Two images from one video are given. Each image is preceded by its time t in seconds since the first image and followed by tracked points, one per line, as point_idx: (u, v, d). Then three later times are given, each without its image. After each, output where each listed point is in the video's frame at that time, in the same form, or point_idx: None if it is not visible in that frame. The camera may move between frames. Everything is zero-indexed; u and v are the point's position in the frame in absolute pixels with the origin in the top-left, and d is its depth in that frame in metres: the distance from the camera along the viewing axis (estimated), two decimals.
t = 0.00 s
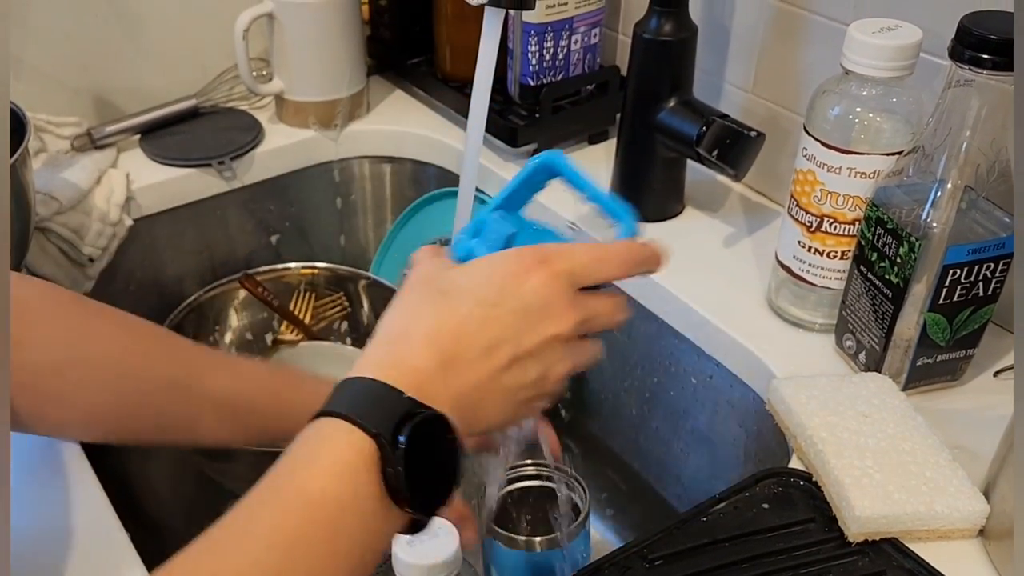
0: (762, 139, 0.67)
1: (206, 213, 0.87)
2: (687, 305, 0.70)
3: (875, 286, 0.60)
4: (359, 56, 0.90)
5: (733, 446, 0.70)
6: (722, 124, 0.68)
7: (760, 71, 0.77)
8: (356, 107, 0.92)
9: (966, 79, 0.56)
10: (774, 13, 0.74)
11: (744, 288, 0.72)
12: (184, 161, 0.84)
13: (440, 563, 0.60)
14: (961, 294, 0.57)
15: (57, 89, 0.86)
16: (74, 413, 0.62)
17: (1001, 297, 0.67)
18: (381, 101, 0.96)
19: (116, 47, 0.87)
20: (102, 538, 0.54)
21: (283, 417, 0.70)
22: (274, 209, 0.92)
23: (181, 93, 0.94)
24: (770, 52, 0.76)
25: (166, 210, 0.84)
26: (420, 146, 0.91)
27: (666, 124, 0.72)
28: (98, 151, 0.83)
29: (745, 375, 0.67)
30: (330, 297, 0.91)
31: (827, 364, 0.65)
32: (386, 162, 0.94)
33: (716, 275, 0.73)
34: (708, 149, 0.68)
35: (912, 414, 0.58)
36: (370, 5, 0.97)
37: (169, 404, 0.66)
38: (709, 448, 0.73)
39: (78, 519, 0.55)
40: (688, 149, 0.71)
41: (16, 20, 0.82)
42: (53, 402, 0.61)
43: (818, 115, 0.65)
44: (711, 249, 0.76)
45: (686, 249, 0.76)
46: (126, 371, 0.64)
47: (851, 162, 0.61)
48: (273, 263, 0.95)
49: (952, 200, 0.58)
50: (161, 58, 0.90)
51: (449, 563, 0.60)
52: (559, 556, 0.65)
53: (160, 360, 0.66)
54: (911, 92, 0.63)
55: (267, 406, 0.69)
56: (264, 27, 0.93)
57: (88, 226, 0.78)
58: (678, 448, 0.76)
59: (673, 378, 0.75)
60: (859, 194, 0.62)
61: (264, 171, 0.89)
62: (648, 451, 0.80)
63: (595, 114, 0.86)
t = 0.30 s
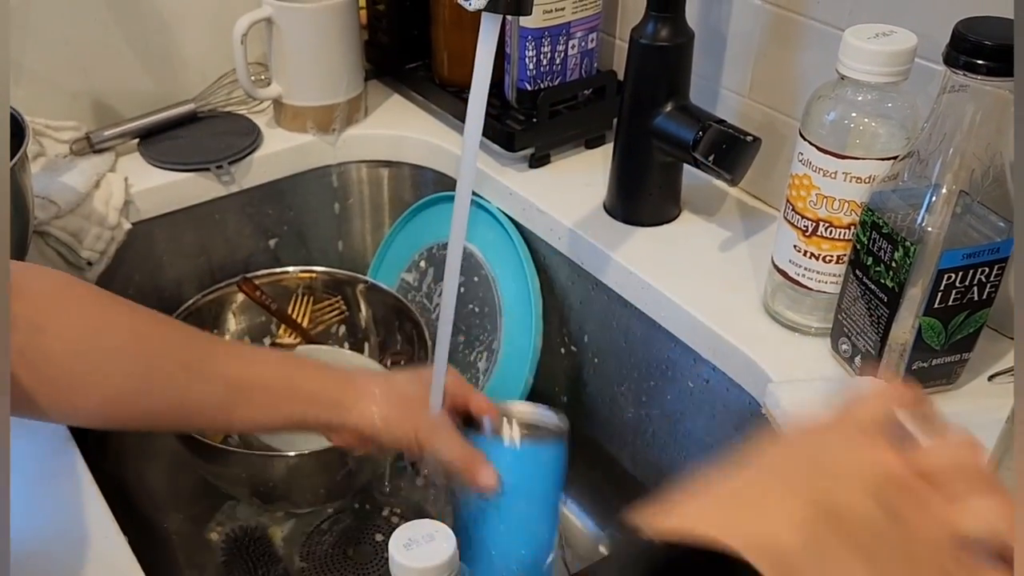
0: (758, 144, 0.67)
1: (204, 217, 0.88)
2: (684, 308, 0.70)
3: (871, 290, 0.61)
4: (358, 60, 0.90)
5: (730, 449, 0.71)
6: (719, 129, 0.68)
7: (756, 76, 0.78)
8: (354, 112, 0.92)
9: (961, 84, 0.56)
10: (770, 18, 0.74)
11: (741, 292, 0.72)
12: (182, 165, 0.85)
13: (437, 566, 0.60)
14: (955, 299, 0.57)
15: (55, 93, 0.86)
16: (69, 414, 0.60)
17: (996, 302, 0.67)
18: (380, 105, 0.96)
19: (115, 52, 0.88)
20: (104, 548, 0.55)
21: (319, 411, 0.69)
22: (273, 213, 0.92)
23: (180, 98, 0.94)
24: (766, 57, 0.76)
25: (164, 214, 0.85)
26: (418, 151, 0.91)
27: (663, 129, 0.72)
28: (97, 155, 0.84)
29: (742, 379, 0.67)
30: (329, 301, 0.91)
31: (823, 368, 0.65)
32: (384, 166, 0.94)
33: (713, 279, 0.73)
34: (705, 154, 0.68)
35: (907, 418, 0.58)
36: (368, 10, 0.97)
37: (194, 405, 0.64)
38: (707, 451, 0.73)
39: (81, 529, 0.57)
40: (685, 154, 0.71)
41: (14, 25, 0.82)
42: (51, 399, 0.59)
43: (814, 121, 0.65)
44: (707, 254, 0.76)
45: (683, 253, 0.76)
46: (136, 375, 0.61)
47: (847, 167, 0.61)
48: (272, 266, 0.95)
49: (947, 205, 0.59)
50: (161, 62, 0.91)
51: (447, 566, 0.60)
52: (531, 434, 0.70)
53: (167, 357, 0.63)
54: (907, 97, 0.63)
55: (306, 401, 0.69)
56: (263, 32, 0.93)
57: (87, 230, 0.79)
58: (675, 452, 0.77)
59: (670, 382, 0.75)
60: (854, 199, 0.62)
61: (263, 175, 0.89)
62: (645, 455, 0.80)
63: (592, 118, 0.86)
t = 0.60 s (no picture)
0: (751, 149, 0.68)
1: (201, 221, 0.88)
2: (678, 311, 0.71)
3: (862, 294, 0.61)
4: (354, 66, 0.91)
5: (722, 451, 0.71)
6: (712, 134, 0.69)
7: (750, 82, 0.78)
8: (350, 117, 0.92)
9: (950, 90, 0.57)
10: (763, 24, 0.75)
11: (735, 296, 0.72)
12: (180, 169, 0.85)
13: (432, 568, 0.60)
14: (946, 302, 0.58)
15: (54, 98, 0.87)
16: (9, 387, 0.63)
17: (987, 306, 0.68)
18: (376, 110, 0.97)
19: (113, 57, 0.88)
20: (95, 547, 0.54)
21: (187, 299, 0.70)
22: (269, 217, 0.93)
23: (177, 103, 0.94)
24: (760, 62, 0.76)
25: (161, 218, 0.85)
26: (413, 155, 0.92)
27: (656, 134, 0.72)
28: (95, 159, 0.84)
29: (734, 382, 0.67)
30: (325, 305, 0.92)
31: (815, 371, 0.65)
32: (381, 170, 0.95)
33: (707, 283, 0.74)
34: (698, 159, 0.69)
35: (898, 420, 0.59)
36: (364, 16, 0.98)
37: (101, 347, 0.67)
38: (700, 453, 0.74)
39: (76, 524, 0.56)
40: (678, 158, 0.71)
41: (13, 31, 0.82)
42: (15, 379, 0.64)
43: (805, 126, 0.65)
44: (700, 258, 0.76)
45: (677, 257, 0.76)
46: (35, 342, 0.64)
47: (838, 172, 0.62)
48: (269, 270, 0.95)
49: (938, 209, 0.59)
50: (159, 67, 0.91)
51: (442, 567, 0.61)
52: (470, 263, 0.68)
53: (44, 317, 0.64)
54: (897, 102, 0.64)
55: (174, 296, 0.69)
56: (260, 37, 0.93)
57: (84, 234, 0.79)
58: (669, 455, 0.77)
59: (663, 385, 0.76)
60: (845, 203, 0.63)
61: (260, 179, 0.89)
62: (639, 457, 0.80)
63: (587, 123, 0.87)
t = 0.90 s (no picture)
0: (747, 157, 0.68)
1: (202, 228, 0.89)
2: (675, 318, 0.71)
3: (857, 301, 0.62)
4: (355, 74, 0.92)
5: (719, 455, 0.72)
6: (708, 143, 0.70)
7: (746, 91, 0.79)
8: (350, 125, 0.93)
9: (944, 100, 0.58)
10: (759, 34, 0.76)
11: (731, 302, 0.73)
12: (180, 176, 0.86)
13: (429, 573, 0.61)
14: (939, 309, 0.58)
15: (56, 105, 0.87)
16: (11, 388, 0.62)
17: (981, 313, 0.69)
18: (376, 118, 0.97)
19: (115, 65, 0.89)
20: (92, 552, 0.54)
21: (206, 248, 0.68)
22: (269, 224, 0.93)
23: (179, 110, 0.95)
24: (756, 71, 0.77)
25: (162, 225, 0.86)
26: (413, 163, 0.93)
27: (653, 142, 0.73)
28: (96, 166, 0.85)
29: (730, 387, 0.68)
30: (324, 311, 0.92)
31: (810, 377, 0.66)
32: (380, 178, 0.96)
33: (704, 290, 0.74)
34: (695, 168, 0.70)
35: (891, 426, 0.59)
36: (364, 24, 0.98)
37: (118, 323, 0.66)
38: (697, 458, 0.74)
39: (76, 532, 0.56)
40: (676, 166, 0.72)
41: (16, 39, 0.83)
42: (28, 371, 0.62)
43: (800, 135, 0.66)
44: (697, 265, 0.77)
45: (674, 265, 0.77)
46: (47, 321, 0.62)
47: (833, 180, 0.62)
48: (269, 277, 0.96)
49: (931, 218, 0.60)
50: (161, 75, 0.92)
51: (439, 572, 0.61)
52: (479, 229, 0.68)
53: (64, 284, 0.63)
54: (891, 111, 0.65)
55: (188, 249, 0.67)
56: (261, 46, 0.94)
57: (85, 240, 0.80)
58: (666, 460, 0.78)
59: (660, 391, 0.76)
60: (840, 212, 0.63)
61: (260, 187, 0.90)
62: (635, 462, 0.81)
63: (584, 131, 0.88)
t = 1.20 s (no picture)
0: (747, 166, 0.69)
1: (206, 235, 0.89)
2: (675, 325, 0.72)
3: (856, 308, 0.62)
4: (358, 83, 0.92)
5: (719, 462, 0.72)
6: (709, 152, 0.70)
7: (746, 100, 0.80)
8: (354, 133, 0.94)
9: (942, 109, 0.58)
10: (760, 44, 0.77)
11: (732, 310, 0.74)
12: (185, 183, 0.86)
13: None
14: (938, 317, 0.59)
15: (62, 113, 0.88)
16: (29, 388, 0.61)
17: (979, 321, 0.69)
18: (379, 126, 0.98)
19: (122, 73, 0.90)
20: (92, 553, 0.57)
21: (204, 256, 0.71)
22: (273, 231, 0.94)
23: (183, 118, 0.96)
24: (756, 81, 0.78)
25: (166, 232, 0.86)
26: (415, 171, 0.93)
27: (654, 151, 0.74)
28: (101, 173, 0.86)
29: (730, 393, 0.69)
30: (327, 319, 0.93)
31: (810, 383, 0.67)
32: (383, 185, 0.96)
33: (704, 298, 0.75)
34: (695, 176, 0.70)
35: (890, 432, 0.60)
36: (368, 33, 0.99)
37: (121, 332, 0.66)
38: (697, 463, 0.75)
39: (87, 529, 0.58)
40: (676, 175, 0.73)
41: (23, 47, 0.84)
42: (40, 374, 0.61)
43: (800, 144, 0.67)
44: (698, 273, 0.78)
45: (674, 272, 0.78)
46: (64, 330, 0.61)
47: (833, 189, 0.63)
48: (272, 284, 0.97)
49: (930, 226, 0.60)
50: (166, 84, 0.93)
51: None
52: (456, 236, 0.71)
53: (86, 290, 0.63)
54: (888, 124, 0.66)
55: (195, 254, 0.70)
56: (265, 54, 0.95)
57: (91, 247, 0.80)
58: (666, 466, 0.78)
59: (661, 398, 0.77)
60: (839, 220, 0.64)
61: (264, 194, 0.90)
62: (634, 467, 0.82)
63: (585, 140, 0.88)
